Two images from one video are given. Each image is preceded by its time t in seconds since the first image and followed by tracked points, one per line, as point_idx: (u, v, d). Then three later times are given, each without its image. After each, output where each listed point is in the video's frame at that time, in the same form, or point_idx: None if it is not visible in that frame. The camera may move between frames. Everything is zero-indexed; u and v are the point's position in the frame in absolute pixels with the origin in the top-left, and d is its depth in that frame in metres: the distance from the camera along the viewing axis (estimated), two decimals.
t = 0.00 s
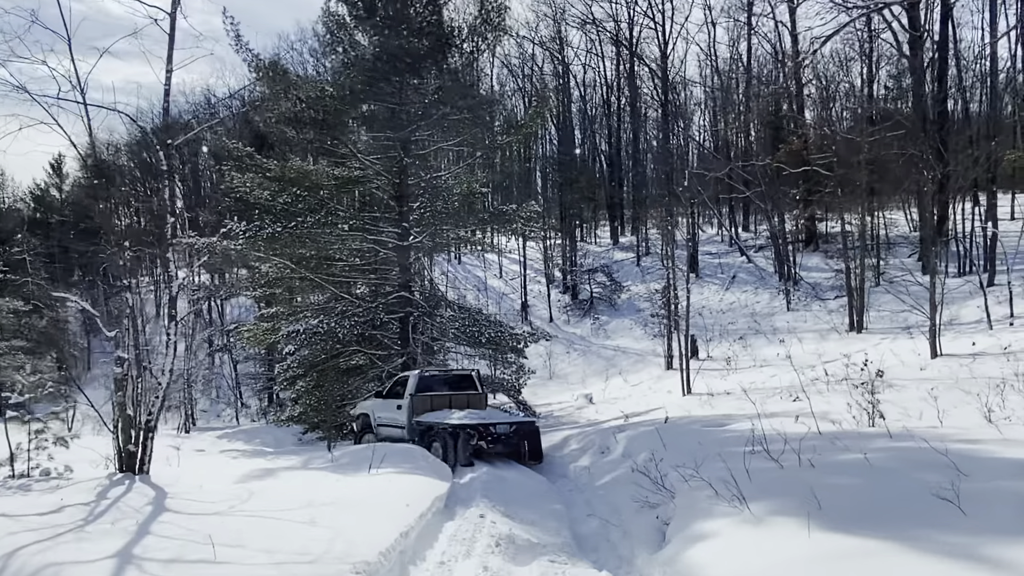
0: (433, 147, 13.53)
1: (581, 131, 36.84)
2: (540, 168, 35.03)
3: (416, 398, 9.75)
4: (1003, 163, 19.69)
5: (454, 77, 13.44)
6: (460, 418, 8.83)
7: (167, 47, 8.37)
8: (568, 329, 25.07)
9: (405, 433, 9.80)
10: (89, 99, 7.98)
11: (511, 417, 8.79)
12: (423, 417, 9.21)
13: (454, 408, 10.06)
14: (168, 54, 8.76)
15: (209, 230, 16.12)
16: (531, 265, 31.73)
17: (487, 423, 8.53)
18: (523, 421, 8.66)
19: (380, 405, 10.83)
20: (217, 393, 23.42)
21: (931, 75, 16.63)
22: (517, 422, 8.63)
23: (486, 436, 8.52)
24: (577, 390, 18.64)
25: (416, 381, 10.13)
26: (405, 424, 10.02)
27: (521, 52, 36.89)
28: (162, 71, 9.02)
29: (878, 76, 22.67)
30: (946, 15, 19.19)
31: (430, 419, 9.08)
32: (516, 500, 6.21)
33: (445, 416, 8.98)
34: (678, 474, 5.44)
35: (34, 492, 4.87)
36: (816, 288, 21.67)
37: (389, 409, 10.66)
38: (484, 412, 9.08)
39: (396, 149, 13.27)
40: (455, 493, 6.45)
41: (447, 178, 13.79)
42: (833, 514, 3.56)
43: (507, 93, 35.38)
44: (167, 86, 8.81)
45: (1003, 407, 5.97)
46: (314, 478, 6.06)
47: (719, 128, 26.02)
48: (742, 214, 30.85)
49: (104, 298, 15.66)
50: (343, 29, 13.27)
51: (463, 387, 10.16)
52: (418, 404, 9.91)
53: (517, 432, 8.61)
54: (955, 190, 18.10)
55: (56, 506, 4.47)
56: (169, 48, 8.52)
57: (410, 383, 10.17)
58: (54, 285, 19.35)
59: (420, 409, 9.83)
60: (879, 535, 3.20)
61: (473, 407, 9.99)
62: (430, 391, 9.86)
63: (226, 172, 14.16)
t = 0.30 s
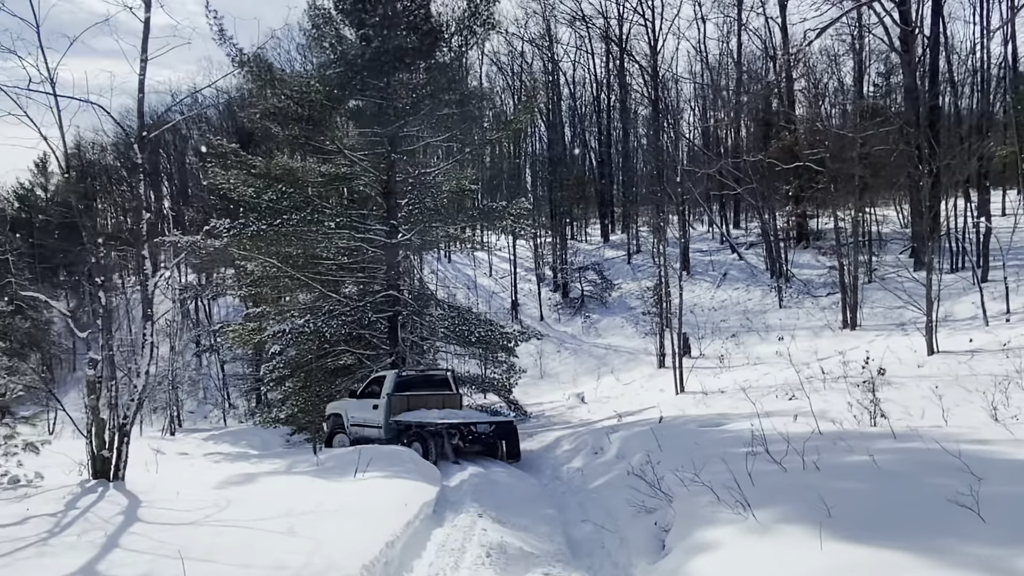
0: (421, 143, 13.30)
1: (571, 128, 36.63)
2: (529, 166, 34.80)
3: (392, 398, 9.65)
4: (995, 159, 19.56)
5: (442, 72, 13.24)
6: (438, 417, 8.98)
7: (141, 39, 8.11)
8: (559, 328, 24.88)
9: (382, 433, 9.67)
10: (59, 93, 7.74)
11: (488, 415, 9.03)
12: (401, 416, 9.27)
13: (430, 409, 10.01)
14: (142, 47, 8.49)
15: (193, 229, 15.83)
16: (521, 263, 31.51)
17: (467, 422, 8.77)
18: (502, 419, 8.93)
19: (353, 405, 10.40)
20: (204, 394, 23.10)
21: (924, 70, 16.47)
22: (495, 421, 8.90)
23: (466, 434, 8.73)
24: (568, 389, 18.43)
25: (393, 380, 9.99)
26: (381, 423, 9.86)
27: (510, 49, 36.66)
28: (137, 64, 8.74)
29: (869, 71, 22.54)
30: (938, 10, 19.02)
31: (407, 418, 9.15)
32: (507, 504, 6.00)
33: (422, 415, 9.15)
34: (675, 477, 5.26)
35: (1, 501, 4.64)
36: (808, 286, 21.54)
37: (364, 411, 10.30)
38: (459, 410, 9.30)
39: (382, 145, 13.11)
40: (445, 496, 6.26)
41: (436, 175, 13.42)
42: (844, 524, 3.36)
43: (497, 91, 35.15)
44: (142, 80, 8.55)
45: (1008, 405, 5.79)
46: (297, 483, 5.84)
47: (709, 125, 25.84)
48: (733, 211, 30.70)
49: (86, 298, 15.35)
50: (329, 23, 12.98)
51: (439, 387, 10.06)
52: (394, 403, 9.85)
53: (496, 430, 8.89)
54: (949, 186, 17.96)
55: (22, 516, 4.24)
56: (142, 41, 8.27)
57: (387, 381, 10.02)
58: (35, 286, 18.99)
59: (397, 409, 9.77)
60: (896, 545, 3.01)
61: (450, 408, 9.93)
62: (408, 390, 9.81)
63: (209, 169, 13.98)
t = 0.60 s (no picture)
0: (408, 141, 13.01)
1: (561, 128, 36.43)
2: (519, 166, 34.57)
3: (367, 401, 9.60)
4: (988, 157, 19.44)
5: (429, 68, 12.99)
6: (412, 420, 9.12)
7: (112, 30, 7.81)
8: (549, 328, 24.64)
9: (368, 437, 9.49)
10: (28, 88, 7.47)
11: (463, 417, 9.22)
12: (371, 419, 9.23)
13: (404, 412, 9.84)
14: (115, 39, 8.18)
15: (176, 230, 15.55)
16: (511, 263, 31.26)
17: (445, 423, 8.94)
18: (478, 420, 9.14)
19: (325, 410, 10.20)
20: (190, 397, 22.81)
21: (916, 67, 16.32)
22: (471, 422, 9.10)
23: (444, 435, 8.94)
24: (559, 390, 18.20)
25: (366, 382, 9.76)
26: (354, 428, 9.54)
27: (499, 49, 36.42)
28: (110, 57, 8.43)
29: (861, 69, 22.37)
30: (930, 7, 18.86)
31: (382, 421, 9.15)
32: (497, 511, 5.77)
33: (397, 417, 9.23)
34: (673, 485, 5.02)
35: None
36: (800, 285, 21.38)
37: (337, 412, 9.89)
38: (430, 412, 9.43)
39: (370, 143, 12.85)
40: (432, 502, 6.02)
41: (425, 172, 13.11)
42: (860, 537, 3.12)
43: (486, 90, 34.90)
44: (114, 73, 8.24)
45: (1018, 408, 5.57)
46: (277, 492, 5.56)
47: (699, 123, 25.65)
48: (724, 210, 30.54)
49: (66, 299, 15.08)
50: (315, 19, 12.73)
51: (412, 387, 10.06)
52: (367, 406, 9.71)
53: (471, 431, 9.10)
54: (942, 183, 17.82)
55: None
56: (113, 33, 7.97)
57: (359, 384, 9.76)
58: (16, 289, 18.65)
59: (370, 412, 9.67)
60: (918, 560, 2.77)
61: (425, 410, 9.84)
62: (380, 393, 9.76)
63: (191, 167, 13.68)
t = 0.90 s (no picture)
0: (395, 138, 12.67)
1: (552, 128, 36.15)
2: (509, 166, 34.28)
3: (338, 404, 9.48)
4: (983, 156, 19.25)
5: (417, 64, 12.65)
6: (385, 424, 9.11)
7: (76, 15, 7.40)
8: (540, 329, 24.33)
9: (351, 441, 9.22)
10: None
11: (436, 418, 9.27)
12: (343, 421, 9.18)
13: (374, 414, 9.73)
14: (80, 25, 7.77)
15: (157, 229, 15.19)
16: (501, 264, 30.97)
17: (421, 424, 8.96)
18: (452, 421, 9.20)
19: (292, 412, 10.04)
20: (176, 401, 22.44)
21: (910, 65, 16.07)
22: (446, 423, 9.16)
23: (419, 436, 8.97)
24: (551, 392, 17.91)
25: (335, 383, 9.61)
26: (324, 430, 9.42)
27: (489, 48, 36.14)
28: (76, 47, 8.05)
29: (853, 67, 22.16)
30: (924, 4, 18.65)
31: (355, 424, 9.05)
32: (487, 520, 5.48)
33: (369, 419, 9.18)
34: (675, 492, 4.74)
35: None
36: (793, 285, 21.16)
37: (303, 415, 9.73)
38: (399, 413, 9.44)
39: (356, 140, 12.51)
40: (418, 510, 5.73)
41: (412, 169, 12.79)
42: (884, 553, 2.84)
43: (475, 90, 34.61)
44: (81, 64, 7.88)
45: None
46: (254, 501, 5.25)
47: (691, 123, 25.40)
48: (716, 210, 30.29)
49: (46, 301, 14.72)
50: (299, 14, 12.37)
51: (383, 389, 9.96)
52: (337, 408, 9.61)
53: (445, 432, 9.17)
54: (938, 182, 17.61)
55: None
56: (82, 23, 7.64)
57: (330, 386, 9.63)
58: None
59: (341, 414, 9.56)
60: None
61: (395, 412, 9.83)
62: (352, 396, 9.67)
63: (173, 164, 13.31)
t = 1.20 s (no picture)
0: (385, 134, 12.30)
1: (543, 128, 35.87)
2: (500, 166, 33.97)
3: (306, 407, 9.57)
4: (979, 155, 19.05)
5: (408, 59, 12.29)
6: (356, 425, 9.20)
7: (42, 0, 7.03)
8: (531, 331, 24.04)
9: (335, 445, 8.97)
10: None
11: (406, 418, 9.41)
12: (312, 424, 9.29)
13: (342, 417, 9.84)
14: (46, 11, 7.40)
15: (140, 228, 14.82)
16: (492, 265, 30.67)
17: (392, 426, 9.09)
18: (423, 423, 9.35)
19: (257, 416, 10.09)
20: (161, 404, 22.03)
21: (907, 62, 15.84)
22: (417, 424, 9.31)
23: (391, 437, 9.12)
24: (543, 394, 17.62)
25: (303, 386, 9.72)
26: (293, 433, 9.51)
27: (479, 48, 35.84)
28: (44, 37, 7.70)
29: (847, 66, 21.96)
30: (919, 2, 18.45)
31: (324, 426, 9.16)
32: (480, 530, 5.17)
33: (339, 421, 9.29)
34: (682, 502, 4.43)
35: None
36: (787, 285, 20.94)
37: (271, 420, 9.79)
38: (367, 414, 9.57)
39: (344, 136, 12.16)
40: (406, 520, 5.42)
41: (402, 165, 12.46)
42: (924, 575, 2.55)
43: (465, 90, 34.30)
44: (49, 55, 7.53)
45: None
46: (232, 511, 4.93)
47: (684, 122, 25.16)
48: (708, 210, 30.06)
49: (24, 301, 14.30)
50: (286, 6, 11.97)
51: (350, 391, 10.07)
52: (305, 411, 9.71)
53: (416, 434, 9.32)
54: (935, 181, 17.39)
55: None
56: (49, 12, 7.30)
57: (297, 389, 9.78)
58: None
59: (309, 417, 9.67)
60: None
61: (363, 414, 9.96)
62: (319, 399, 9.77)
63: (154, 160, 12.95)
